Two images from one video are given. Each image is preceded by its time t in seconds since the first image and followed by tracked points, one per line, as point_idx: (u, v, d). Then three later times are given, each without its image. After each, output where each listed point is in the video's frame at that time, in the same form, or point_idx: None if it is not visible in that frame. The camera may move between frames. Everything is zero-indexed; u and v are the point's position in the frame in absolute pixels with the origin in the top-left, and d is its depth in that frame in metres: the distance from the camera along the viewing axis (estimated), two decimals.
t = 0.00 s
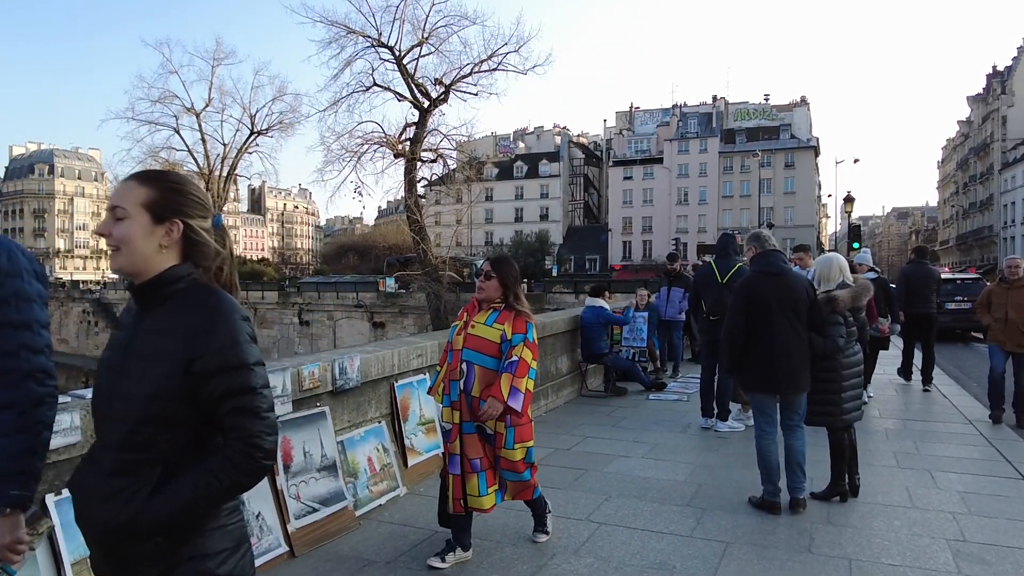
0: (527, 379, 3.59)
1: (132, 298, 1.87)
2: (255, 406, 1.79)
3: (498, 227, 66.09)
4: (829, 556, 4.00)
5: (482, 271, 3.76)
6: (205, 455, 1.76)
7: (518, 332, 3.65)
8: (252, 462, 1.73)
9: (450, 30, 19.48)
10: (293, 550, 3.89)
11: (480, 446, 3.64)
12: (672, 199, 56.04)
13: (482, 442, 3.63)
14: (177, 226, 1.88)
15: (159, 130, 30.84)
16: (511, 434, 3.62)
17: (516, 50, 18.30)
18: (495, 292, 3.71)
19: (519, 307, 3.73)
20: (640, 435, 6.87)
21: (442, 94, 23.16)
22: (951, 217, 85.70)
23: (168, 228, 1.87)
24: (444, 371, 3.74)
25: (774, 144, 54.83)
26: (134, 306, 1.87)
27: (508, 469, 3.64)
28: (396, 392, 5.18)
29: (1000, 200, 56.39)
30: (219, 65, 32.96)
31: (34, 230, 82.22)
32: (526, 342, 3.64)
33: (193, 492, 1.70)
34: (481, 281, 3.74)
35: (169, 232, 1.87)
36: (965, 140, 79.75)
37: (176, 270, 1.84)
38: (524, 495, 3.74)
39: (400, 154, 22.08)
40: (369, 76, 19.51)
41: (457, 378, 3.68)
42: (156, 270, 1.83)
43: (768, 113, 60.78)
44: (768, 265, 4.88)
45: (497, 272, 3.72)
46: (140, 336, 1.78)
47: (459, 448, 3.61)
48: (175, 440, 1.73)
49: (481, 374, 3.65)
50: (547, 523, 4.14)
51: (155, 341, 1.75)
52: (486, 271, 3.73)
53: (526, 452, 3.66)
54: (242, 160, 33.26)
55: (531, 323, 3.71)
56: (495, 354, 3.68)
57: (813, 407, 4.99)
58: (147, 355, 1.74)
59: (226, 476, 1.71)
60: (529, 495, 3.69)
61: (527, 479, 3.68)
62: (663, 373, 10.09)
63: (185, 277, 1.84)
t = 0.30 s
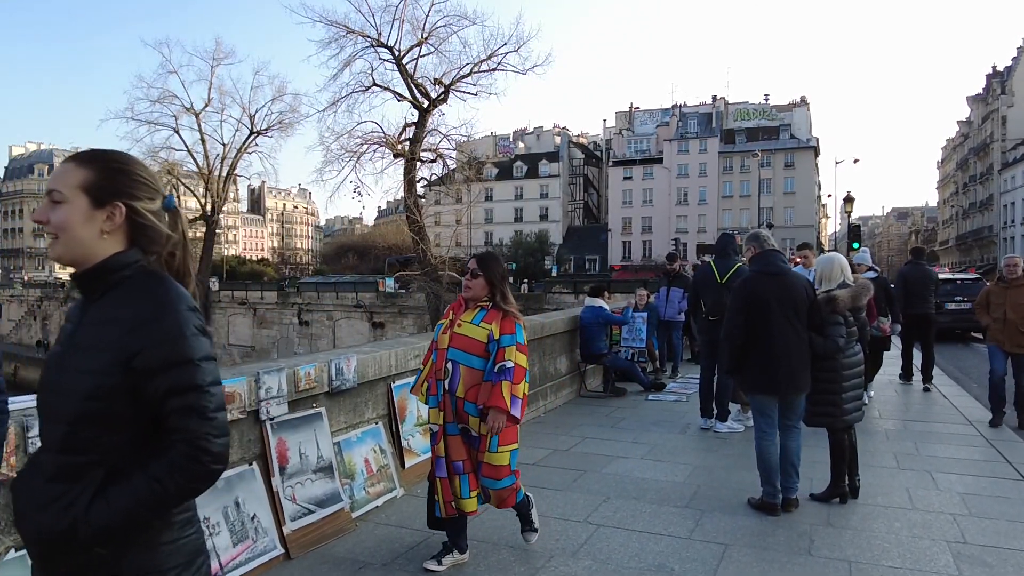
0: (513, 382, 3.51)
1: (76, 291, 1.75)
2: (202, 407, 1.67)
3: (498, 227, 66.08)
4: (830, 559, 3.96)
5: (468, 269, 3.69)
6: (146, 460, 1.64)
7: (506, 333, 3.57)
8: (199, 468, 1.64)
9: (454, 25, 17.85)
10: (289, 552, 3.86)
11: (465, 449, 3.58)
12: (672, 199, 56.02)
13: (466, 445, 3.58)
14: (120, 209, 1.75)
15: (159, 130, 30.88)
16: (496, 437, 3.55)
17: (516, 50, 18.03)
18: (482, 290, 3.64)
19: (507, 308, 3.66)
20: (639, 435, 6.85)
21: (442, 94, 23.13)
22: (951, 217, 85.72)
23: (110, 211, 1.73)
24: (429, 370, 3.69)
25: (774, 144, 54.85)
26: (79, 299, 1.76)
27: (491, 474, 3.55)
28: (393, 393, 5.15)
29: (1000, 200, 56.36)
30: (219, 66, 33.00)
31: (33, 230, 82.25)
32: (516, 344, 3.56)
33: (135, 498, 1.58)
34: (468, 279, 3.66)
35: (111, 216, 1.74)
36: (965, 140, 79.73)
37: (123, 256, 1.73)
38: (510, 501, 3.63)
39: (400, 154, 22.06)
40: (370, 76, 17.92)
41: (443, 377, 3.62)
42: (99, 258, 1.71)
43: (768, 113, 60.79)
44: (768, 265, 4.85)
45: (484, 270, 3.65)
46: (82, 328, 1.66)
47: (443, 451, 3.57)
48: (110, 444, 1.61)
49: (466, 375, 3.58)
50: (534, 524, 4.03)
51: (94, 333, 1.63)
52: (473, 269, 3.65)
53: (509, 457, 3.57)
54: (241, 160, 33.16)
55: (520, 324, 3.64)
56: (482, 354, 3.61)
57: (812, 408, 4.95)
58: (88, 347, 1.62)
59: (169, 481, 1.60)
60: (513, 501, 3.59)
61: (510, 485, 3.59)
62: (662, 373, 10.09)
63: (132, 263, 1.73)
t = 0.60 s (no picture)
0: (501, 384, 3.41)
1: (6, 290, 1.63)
2: (140, 416, 1.57)
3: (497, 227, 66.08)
4: (830, 561, 3.93)
5: (455, 265, 3.59)
6: (86, 471, 1.56)
7: (496, 333, 3.47)
8: (131, 486, 1.54)
9: (460, 15, 13.01)
10: (284, 553, 3.83)
11: (447, 451, 3.51)
12: (672, 199, 56.01)
13: (449, 447, 3.51)
14: (51, 201, 1.62)
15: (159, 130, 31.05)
16: (480, 438, 3.48)
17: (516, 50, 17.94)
18: (469, 288, 3.54)
19: (497, 306, 3.56)
20: (638, 435, 6.82)
21: (442, 94, 23.12)
22: (951, 217, 85.78)
23: (39, 203, 1.61)
24: (415, 369, 3.61)
25: (773, 144, 54.86)
26: (13, 299, 1.64)
27: (473, 477, 3.46)
28: (391, 394, 5.11)
29: (1000, 200, 56.35)
30: (219, 66, 33.12)
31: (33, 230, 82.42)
32: (507, 344, 3.45)
33: (67, 517, 1.49)
34: (455, 276, 3.57)
35: (41, 208, 1.61)
36: (965, 140, 79.73)
37: (59, 251, 1.62)
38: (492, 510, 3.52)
39: (399, 154, 22.04)
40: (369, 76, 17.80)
41: (430, 377, 3.55)
42: (32, 253, 1.60)
43: (767, 113, 60.79)
44: (768, 264, 4.82)
45: (473, 267, 3.55)
46: (14, 329, 1.54)
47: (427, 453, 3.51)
48: (40, 456, 1.51)
49: (453, 375, 3.49)
50: (508, 534, 3.89)
51: (28, 336, 1.51)
52: (461, 264, 3.55)
53: (490, 458, 3.49)
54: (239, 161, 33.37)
55: (509, 324, 3.53)
56: (470, 354, 3.51)
57: (812, 409, 4.92)
58: (19, 350, 1.50)
59: (104, 500, 1.50)
60: (494, 510, 3.47)
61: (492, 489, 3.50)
62: (661, 373, 10.07)
63: (69, 260, 1.63)
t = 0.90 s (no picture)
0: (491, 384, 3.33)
1: None
2: (57, 445, 1.46)
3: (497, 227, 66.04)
4: (829, 561, 3.90)
5: (441, 261, 3.50)
6: None
7: (486, 334, 3.37)
8: (52, 518, 1.45)
9: (455, 26, 17.20)
10: (278, 555, 3.79)
11: (432, 453, 3.40)
12: (672, 199, 55.97)
13: (434, 449, 3.39)
14: None
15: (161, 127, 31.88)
16: (467, 439, 3.39)
17: (515, 50, 17.91)
18: (457, 285, 3.45)
19: (484, 305, 3.46)
20: (637, 435, 6.79)
21: (441, 94, 23.11)
22: (951, 217, 85.81)
23: None
24: (401, 368, 3.52)
25: (773, 144, 54.84)
26: None
27: (460, 480, 3.37)
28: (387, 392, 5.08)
29: (999, 201, 56.32)
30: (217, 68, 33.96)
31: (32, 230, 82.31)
32: (498, 345, 3.37)
33: None
34: (441, 272, 3.47)
35: None
36: (965, 140, 79.70)
37: None
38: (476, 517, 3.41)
39: (398, 154, 22.06)
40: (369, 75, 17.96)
41: (415, 376, 3.44)
42: None
43: (767, 113, 60.78)
44: (767, 263, 4.79)
45: (461, 264, 3.45)
46: None
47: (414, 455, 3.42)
48: None
49: (439, 374, 3.39)
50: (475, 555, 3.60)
51: None
52: (449, 261, 3.45)
53: (475, 459, 3.42)
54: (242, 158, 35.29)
55: (499, 322, 3.44)
56: (456, 353, 3.41)
57: (812, 408, 4.88)
58: None
59: (18, 533, 1.41)
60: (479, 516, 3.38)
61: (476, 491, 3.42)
62: (660, 374, 10.03)
63: None
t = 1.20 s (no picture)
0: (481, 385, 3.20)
1: None
2: None
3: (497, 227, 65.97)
4: (828, 563, 3.86)
5: (427, 260, 3.34)
6: None
7: (475, 335, 3.23)
8: None
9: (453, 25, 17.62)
10: (271, 556, 3.76)
11: (418, 458, 3.25)
12: (672, 199, 55.92)
13: (419, 454, 3.23)
14: None
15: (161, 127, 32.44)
16: (455, 442, 3.27)
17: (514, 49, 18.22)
18: (442, 285, 3.28)
19: (472, 304, 3.32)
20: (635, 436, 6.75)
21: (440, 94, 23.09)
22: (951, 217, 85.80)
23: None
24: (385, 369, 3.36)
25: (772, 144, 54.79)
26: None
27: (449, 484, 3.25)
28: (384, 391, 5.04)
29: (1000, 200, 56.28)
30: (217, 69, 34.41)
31: (32, 230, 82.19)
32: (489, 345, 3.25)
33: None
34: (427, 271, 3.30)
35: None
36: (964, 140, 79.66)
37: None
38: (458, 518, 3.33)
39: (397, 154, 22.05)
40: (368, 75, 17.98)
41: (400, 379, 3.29)
42: None
43: (767, 113, 60.73)
44: (767, 262, 4.75)
45: (447, 263, 3.29)
46: None
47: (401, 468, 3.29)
48: None
49: (425, 377, 3.24)
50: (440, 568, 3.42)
51: None
52: (434, 260, 3.29)
53: (462, 460, 3.31)
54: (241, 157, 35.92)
55: (487, 322, 3.31)
56: (444, 354, 3.25)
57: (812, 408, 4.84)
58: None
59: None
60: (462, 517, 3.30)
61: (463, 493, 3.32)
62: (659, 374, 9.99)
63: None
